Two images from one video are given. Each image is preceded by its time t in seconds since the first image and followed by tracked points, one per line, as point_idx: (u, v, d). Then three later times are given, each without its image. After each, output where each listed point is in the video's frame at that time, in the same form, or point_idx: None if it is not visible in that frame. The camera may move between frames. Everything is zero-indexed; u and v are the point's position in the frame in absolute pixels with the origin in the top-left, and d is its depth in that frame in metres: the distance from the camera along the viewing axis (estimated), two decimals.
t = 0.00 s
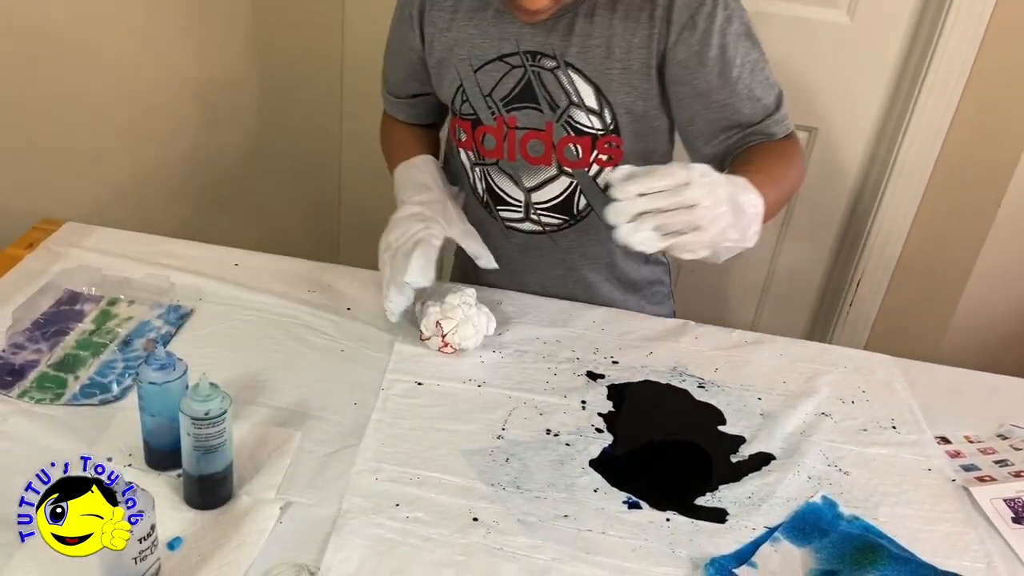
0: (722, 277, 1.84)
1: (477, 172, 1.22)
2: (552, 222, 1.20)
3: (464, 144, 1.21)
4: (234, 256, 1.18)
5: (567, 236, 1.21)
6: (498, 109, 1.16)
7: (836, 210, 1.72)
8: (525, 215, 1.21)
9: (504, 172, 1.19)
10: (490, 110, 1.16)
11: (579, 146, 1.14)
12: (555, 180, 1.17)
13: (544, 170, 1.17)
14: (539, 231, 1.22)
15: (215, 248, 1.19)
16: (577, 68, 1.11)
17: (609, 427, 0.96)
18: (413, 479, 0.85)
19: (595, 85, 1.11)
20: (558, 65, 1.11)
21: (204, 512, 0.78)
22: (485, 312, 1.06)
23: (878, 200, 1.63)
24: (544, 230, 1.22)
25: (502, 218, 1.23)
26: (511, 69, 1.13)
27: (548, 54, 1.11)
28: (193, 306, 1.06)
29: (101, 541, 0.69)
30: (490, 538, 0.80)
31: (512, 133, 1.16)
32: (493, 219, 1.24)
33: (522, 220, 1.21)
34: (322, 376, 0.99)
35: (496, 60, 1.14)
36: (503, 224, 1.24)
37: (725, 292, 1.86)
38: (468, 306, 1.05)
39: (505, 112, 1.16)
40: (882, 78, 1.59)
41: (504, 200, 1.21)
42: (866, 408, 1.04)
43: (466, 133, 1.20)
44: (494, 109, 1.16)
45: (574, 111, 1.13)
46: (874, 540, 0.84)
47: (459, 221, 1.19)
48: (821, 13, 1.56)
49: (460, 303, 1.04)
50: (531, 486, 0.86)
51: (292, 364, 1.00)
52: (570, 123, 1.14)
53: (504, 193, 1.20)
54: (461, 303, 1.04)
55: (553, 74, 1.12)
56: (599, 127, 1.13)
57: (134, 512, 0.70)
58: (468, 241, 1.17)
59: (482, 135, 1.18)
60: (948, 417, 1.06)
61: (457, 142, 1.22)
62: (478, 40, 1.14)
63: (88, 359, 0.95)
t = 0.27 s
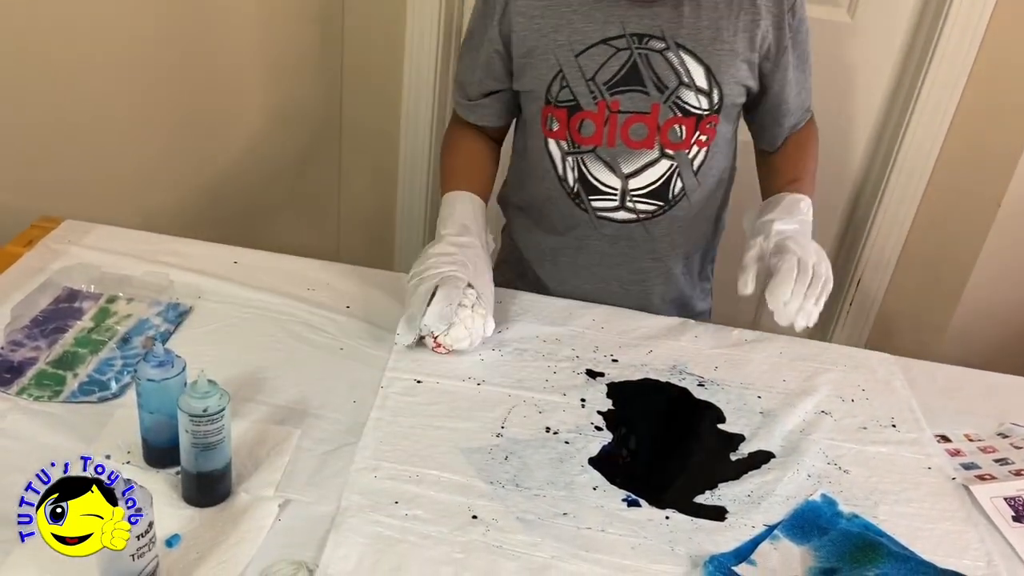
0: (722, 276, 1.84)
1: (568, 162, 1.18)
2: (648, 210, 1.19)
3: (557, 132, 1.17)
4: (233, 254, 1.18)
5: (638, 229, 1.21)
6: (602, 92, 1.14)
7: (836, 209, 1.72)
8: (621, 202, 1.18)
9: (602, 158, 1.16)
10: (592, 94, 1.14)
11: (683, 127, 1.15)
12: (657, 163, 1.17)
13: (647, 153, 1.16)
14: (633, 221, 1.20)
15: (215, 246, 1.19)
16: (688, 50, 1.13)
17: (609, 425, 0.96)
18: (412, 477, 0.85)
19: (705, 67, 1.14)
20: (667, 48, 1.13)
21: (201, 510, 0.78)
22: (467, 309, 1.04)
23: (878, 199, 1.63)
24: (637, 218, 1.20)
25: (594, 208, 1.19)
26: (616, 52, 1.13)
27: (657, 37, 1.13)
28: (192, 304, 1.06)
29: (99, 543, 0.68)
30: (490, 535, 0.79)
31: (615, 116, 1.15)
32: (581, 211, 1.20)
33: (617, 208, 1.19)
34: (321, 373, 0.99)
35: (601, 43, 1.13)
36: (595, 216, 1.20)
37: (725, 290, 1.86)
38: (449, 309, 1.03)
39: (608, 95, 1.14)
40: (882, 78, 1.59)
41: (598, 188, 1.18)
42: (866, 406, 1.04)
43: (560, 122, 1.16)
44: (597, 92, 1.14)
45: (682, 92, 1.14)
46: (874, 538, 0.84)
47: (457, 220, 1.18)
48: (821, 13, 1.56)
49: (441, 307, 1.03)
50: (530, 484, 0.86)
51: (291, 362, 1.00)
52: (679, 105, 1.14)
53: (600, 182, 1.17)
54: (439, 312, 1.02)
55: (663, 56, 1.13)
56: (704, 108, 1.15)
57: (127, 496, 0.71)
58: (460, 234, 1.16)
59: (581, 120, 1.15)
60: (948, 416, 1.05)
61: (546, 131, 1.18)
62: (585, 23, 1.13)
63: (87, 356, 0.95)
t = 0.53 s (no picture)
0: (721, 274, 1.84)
1: (613, 159, 1.15)
2: (691, 205, 1.19)
3: (602, 128, 1.14)
4: (233, 253, 1.18)
5: (679, 226, 1.20)
6: (650, 87, 1.12)
7: (836, 208, 1.73)
8: (665, 197, 1.17)
9: (648, 154, 1.15)
10: (641, 89, 1.12)
11: (725, 121, 1.15)
12: (699, 158, 1.16)
13: (691, 148, 1.15)
14: (675, 216, 1.19)
15: (213, 246, 1.19)
16: (734, 45, 1.12)
17: (608, 425, 0.96)
18: (412, 477, 0.85)
19: (750, 61, 1.13)
20: (714, 42, 1.11)
21: (200, 509, 0.78)
22: (511, 280, 1.01)
23: (878, 198, 1.63)
24: (681, 213, 1.19)
25: (638, 205, 1.18)
26: (664, 46, 1.11)
27: (704, 31, 1.11)
28: (191, 303, 1.06)
29: (100, 543, 0.68)
30: (490, 535, 0.79)
31: (662, 111, 1.13)
32: (625, 207, 1.18)
33: (661, 204, 1.18)
34: (320, 373, 0.99)
35: (649, 37, 1.10)
36: (638, 212, 1.18)
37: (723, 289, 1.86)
38: (496, 280, 1.00)
39: (656, 90, 1.12)
40: (880, 76, 1.59)
41: (644, 185, 1.16)
42: (865, 405, 1.04)
43: (605, 118, 1.13)
44: (646, 87, 1.12)
45: (728, 86, 1.13)
46: (873, 537, 0.84)
47: (483, 204, 1.15)
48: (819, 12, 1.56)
49: (485, 281, 1.00)
50: (529, 483, 0.86)
51: (291, 361, 1.00)
52: (724, 99, 1.13)
53: (645, 177, 1.16)
54: (486, 282, 0.99)
55: (709, 50, 1.11)
56: (746, 102, 1.15)
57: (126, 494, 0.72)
58: (488, 216, 1.13)
59: (629, 116, 1.13)
60: (947, 415, 1.06)
61: (592, 127, 1.14)
62: (630, 16, 1.10)
63: (85, 356, 0.95)
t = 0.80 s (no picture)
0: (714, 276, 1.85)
1: (619, 162, 1.15)
2: (694, 210, 1.19)
3: (609, 133, 1.13)
4: (228, 257, 1.19)
5: (683, 231, 1.21)
6: (658, 92, 1.11)
7: (828, 210, 1.74)
8: (670, 202, 1.18)
9: (655, 159, 1.15)
10: (650, 94, 1.11)
11: (729, 127, 1.16)
12: (704, 163, 1.16)
13: (696, 152, 1.15)
14: (679, 220, 1.20)
15: (207, 250, 1.19)
16: (738, 52, 1.13)
17: (599, 428, 0.97)
18: (404, 480, 0.86)
19: (752, 68, 1.14)
20: (719, 49, 1.12)
21: (193, 513, 0.79)
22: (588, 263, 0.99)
23: (869, 201, 1.64)
24: (684, 218, 1.20)
25: (643, 209, 1.18)
26: (672, 52, 1.11)
27: (709, 37, 1.11)
28: (185, 307, 1.07)
29: (100, 543, 0.68)
30: (480, 538, 0.80)
31: (670, 117, 1.13)
32: (629, 212, 1.18)
33: (665, 208, 1.18)
34: (313, 377, 1.00)
35: (657, 43, 1.10)
36: (643, 217, 1.18)
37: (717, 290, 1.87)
38: (582, 266, 0.99)
39: (664, 95, 1.12)
40: (870, 80, 1.61)
41: (649, 190, 1.16)
42: (854, 408, 1.05)
43: (613, 122, 1.13)
44: (654, 92, 1.11)
45: (733, 92, 1.14)
46: (860, 539, 0.85)
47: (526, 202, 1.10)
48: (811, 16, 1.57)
49: (571, 272, 0.98)
50: (521, 486, 0.87)
51: (285, 365, 1.00)
52: (729, 105, 1.14)
53: (650, 182, 1.16)
54: (574, 270, 0.98)
55: (714, 57, 1.12)
56: (749, 108, 1.16)
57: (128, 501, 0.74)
58: (536, 211, 1.09)
59: (637, 120, 1.12)
60: (935, 417, 1.06)
61: (598, 132, 1.14)
62: (638, 22, 1.10)
63: (80, 361, 0.96)
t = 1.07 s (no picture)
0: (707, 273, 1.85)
1: (617, 165, 1.15)
2: (692, 211, 1.19)
3: (606, 135, 1.13)
4: (218, 256, 1.18)
5: (680, 232, 1.21)
6: (656, 94, 1.11)
7: (822, 208, 1.74)
8: (668, 204, 1.18)
9: (653, 161, 1.14)
10: (647, 95, 1.11)
11: (726, 128, 1.16)
12: (701, 164, 1.16)
13: (694, 154, 1.15)
14: (678, 222, 1.20)
15: (197, 248, 1.19)
16: (733, 52, 1.13)
17: (590, 426, 0.96)
18: (393, 479, 0.85)
19: (748, 68, 1.14)
20: (715, 49, 1.12)
21: (181, 512, 0.78)
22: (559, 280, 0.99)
23: (861, 199, 1.64)
24: (682, 219, 1.20)
25: (641, 212, 1.18)
26: (668, 53, 1.11)
27: (705, 38, 1.11)
28: (175, 306, 1.07)
29: (99, 543, 0.68)
30: (469, 536, 0.80)
31: (667, 118, 1.13)
32: (628, 214, 1.18)
33: (664, 210, 1.18)
34: (303, 375, 0.99)
35: (653, 44, 1.10)
36: (641, 219, 1.18)
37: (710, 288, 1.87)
38: (552, 285, 0.98)
39: (661, 96, 1.12)
40: (862, 78, 1.61)
41: (648, 192, 1.16)
42: (845, 405, 1.05)
43: (611, 125, 1.13)
44: (651, 94, 1.11)
45: (730, 92, 1.14)
46: (850, 536, 0.85)
47: (507, 211, 1.10)
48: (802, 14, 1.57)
49: (542, 290, 0.98)
50: (510, 484, 0.87)
51: (275, 364, 1.00)
52: (726, 106, 1.14)
53: (648, 184, 1.16)
54: (544, 289, 0.98)
55: (710, 57, 1.12)
56: (745, 109, 1.16)
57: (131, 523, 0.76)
58: (516, 220, 1.09)
59: (635, 122, 1.12)
60: (925, 414, 1.07)
61: (596, 134, 1.13)
62: (634, 23, 1.10)
63: (68, 360, 0.95)
